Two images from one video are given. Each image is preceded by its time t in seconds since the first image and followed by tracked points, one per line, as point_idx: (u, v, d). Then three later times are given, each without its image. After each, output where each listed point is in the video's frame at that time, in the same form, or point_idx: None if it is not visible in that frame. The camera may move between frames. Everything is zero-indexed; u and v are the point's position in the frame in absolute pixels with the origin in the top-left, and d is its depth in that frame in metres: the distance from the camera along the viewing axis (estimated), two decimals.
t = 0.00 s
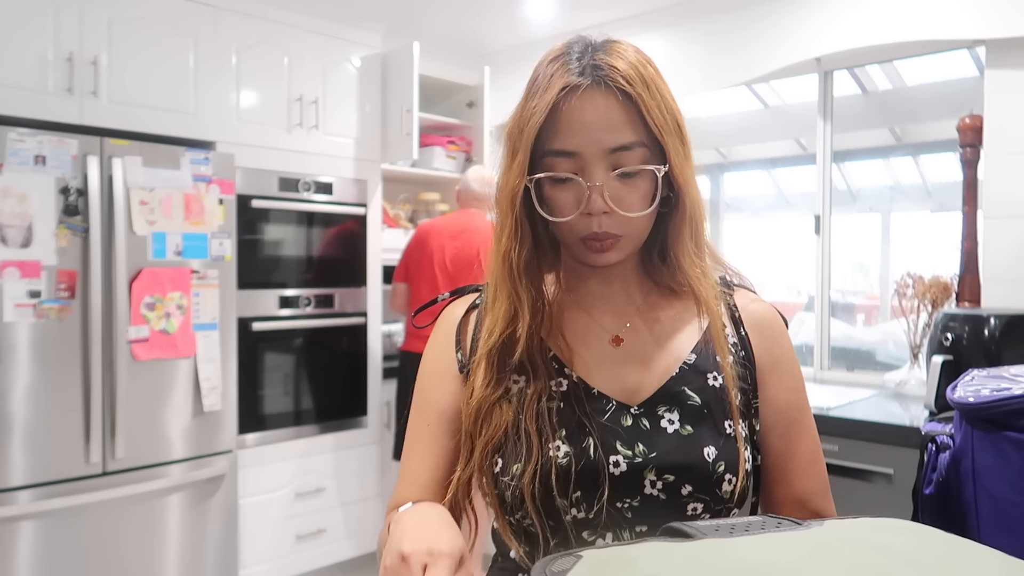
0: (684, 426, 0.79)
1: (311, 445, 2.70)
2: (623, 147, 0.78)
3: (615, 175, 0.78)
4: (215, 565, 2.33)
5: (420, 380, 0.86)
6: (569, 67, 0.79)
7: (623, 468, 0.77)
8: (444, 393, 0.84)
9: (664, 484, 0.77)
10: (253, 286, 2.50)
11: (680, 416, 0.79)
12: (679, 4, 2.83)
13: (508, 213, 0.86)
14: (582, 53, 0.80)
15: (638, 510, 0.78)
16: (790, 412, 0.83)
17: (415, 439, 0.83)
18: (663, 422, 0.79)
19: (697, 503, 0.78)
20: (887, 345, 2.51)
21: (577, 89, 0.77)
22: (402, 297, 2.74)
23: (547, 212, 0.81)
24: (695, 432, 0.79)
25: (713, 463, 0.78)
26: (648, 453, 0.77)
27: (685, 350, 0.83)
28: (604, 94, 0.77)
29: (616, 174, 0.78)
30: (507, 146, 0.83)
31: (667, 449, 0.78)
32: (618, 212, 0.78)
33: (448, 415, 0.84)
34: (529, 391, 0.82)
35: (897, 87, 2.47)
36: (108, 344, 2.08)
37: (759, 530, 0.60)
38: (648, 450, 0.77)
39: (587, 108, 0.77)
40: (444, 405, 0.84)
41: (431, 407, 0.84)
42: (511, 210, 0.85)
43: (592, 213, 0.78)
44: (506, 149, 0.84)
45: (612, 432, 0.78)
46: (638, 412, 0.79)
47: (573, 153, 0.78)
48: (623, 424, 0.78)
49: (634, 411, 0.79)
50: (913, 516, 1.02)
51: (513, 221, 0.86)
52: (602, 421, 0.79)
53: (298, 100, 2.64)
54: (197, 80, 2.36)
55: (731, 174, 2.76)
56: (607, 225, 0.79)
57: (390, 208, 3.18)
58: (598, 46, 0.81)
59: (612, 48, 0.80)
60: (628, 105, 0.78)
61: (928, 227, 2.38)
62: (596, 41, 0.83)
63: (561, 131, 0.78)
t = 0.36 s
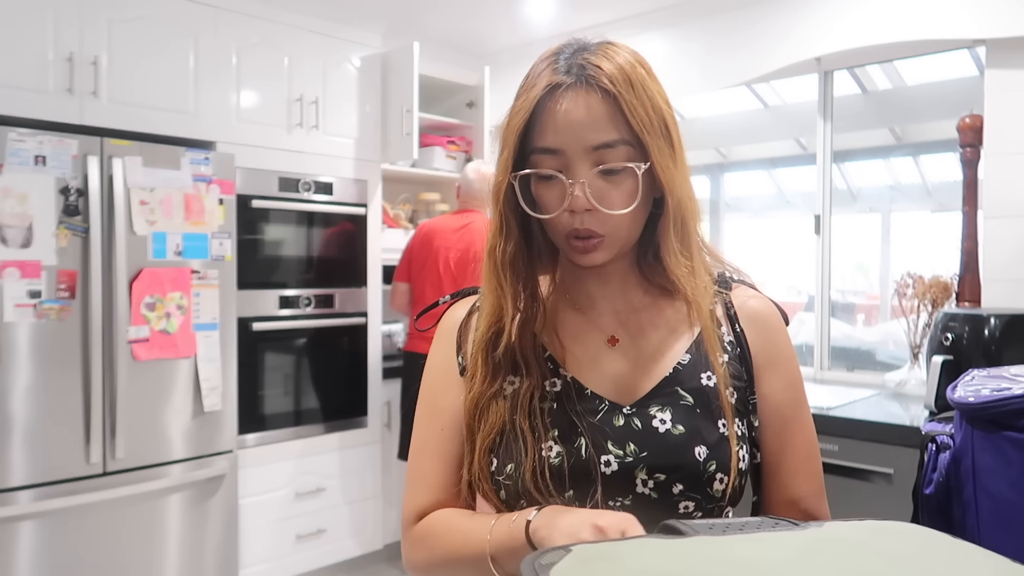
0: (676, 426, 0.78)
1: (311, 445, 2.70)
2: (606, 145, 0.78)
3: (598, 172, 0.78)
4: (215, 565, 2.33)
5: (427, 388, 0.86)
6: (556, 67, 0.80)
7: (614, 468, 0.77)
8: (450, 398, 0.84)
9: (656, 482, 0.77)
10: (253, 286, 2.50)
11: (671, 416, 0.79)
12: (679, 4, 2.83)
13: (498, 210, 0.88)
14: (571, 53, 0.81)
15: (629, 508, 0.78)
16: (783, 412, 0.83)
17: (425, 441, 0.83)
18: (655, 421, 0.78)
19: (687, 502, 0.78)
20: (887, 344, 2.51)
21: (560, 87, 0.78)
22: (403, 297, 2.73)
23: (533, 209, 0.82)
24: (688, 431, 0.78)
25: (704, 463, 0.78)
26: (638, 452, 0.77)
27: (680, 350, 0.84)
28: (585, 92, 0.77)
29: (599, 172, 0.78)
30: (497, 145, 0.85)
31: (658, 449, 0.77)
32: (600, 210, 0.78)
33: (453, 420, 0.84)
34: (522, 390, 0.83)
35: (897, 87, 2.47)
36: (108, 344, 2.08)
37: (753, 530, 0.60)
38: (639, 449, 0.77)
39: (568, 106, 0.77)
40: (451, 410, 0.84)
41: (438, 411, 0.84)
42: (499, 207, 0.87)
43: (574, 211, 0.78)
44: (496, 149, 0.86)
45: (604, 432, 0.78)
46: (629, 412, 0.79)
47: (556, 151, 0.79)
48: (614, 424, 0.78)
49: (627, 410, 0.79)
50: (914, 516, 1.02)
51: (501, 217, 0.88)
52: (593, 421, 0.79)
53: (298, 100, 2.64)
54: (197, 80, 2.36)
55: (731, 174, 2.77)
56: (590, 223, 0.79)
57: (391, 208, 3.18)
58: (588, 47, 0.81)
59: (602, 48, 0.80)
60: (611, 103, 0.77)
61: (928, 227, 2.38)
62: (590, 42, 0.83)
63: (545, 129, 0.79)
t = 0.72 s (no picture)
0: (676, 425, 0.79)
1: (311, 444, 2.70)
2: (629, 139, 0.79)
3: (621, 166, 0.78)
4: (215, 565, 2.33)
5: (421, 383, 0.89)
6: (573, 62, 0.80)
7: (617, 468, 0.77)
8: (445, 396, 0.86)
9: (659, 481, 0.77)
10: (253, 286, 2.50)
11: (672, 415, 0.79)
12: (679, 5, 2.83)
13: (507, 206, 0.85)
14: (584, 50, 0.82)
15: (633, 508, 0.78)
16: (768, 413, 0.84)
17: (420, 439, 0.87)
18: (656, 421, 0.79)
19: (690, 500, 0.78)
20: (887, 345, 2.51)
21: (584, 80, 0.78)
22: (405, 297, 2.73)
23: (552, 203, 0.80)
24: (688, 431, 0.79)
25: (705, 461, 0.79)
26: (641, 452, 0.77)
27: (675, 350, 0.83)
28: (609, 87, 0.78)
29: (621, 166, 0.79)
30: (509, 140, 0.83)
31: (659, 448, 0.78)
32: (625, 203, 0.78)
33: (446, 418, 0.86)
34: (519, 392, 0.82)
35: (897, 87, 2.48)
36: (109, 344, 2.08)
37: (754, 529, 0.60)
38: (642, 449, 0.77)
39: (594, 100, 0.78)
40: (443, 409, 0.86)
41: (433, 412, 0.86)
42: (512, 202, 0.84)
43: (600, 204, 0.78)
44: (507, 144, 0.84)
45: (605, 433, 0.78)
46: (631, 412, 0.79)
47: (580, 144, 0.78)
48: (615, 424, 0.78)
49: (627, 410, 0.79)
50: (914, 516, 1.02)
51: (513, 212, 0.85)
52: (595, 421, 0.79)
53: (298, 100, 2.64)
54: (197, 80, 2.36)
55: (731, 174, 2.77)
56: (615, 217, 0.78)
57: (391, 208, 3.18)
58: (599, 45, 0.83)
59: (614, 46, 0.82)
60: (631, 98, 0.79)
61: (928, 227, 2.38)
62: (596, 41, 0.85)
63: (568, 122, 0.79)
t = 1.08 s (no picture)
0: (681, 425, 0.79)
1: (311, 445, 2.69)
2: (677, 143, 0.80)
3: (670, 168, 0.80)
4: (215, 565, 2.33)
5: (407, 393, 0.85)
6: (635, 59, 0.80)
7: (627, 471, 0.77)
8: (436, 407, 0.84)
9: (666, 483, 0.77)
10: (253, 286, 2.50)
11: (676, 415, 0.79)
12: (679, 5, 2.83)
13: (575, 196, 0.80)
14: (638, 49, 0.82)
15: (641, 512, 0.78)
16: (753, 412, 0.89)
17: (408, 454, 0.84)
18: (661, 422, 0.78)
19: (697, 500, 0.78)
20: (887, 345, 2.51)
21: (650, 79, 0.79)
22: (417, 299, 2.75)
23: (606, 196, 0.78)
24: (693, 431, 0.79)
25: (711, 460, 0.78)
26: (649, 455, 0.77)
27: (673, 349, 0.84)
28: (666, 90, 0.80)
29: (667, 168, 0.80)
30: (568, 131, 0.80)
31: (666, 449, 0.77)
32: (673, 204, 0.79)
33: (438, 426, 0.84)
34: (542, 400, 0.78)
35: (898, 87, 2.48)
36: (109, 344, 2.08)
37: (763, 526, 0.60)
38: (650, 451, 0.77)
39: (659, 100, 0.78)
40: (434, 418, 0.84)
41: (423, 422, 0.83)
42: (584, 199, 0.79)
43: (655, 203, 0.78)
44: (566, 134, 0.80)
45: (611, 437, 0.78)
46: (636, 414, 0.78)
47: (639, 141, 0.78)
48: (621, 427, 0.78)
49: (633, 413, 0.78)
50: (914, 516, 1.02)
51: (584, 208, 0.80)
52: (601, 425, 0.78)
53: (298, 100, 2.64)
54: (197, 81, 2.36)
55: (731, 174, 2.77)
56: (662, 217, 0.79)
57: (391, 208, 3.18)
58: (645, 47, 0.84)
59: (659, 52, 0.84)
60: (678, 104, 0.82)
61: (928, 227, 2.38)
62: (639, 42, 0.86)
63: (632, 117, 0.78)
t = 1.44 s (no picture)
0: (683, 427, 0.79)
1: (311, 445, 2.70)
2: (686, 148, 0.81)
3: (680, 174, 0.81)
4: (215, 565, 2.33)
5: (405, 396, 0.84)
6: (652, 61, 0.80)
7: (630, 474, 0.77)
8: (433, 410, 0.83)
9: (669, 485, 0.78)
10: (253, 287, 2.50)
11: (678, 417, 0.79)
12: (678, 5, 2.83)
13: (589, 199, 0.80)
14: (653, 51, 0.83)
15: (643, 514, 0.78)
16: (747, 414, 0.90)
17: (403, 458, 0.84)
18: (663, 424, 0.79)
19: (698, 502, 0.79)
20: (887, 345, 2.51)
21: (667, 83, 0.79)
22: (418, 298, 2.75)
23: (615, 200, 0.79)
24: (696, 432, 0.79)
25: (713, 462, 0.79)
26: (652, 457, 0.77)
27: (672, 351, 0.85)
28: (680, 95, 0.81)
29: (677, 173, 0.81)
30: (583, 131, 0.80)
31: (670, 452, 0.77)
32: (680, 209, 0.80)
33: (433, 431, 0.83)
34: (550, 402, 0.78)
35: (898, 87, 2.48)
36: (109, 344, 2.08)
37: (763, 526, 0.60)
38: (653, 454, 0.77)
39: (674, 106, 0.79)
40: (430, 424, 0.83)
41: (420, 425, 0.83)
42: (598, 201, 0.80)
43: (664, 208, 0.79)
44: (581, 135, 0.80)
45: (614, 440, 0.78)
46: (638, 417, 0.79)
47: (652, 145, 0.79)
48: (623, 430, 0.78)
49: (634, 415, 0.79)
50: (914, 516, 1.02)
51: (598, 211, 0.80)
52: (602, 428, 0.78)
53: (298, 100, 2.64)
54: (198, 81, 2.36)
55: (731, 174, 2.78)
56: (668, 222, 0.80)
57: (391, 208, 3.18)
58: (660, 48, 0.84)
59: (673, 54, 0.85)
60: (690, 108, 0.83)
61: (928, 227, 2.38)
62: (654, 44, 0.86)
63: (647, 122, 0.78)
